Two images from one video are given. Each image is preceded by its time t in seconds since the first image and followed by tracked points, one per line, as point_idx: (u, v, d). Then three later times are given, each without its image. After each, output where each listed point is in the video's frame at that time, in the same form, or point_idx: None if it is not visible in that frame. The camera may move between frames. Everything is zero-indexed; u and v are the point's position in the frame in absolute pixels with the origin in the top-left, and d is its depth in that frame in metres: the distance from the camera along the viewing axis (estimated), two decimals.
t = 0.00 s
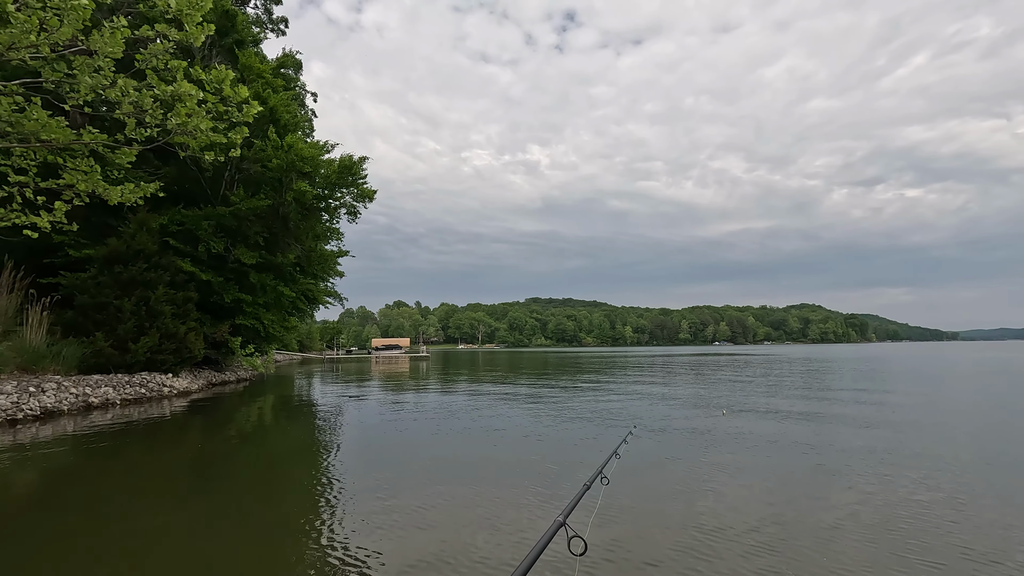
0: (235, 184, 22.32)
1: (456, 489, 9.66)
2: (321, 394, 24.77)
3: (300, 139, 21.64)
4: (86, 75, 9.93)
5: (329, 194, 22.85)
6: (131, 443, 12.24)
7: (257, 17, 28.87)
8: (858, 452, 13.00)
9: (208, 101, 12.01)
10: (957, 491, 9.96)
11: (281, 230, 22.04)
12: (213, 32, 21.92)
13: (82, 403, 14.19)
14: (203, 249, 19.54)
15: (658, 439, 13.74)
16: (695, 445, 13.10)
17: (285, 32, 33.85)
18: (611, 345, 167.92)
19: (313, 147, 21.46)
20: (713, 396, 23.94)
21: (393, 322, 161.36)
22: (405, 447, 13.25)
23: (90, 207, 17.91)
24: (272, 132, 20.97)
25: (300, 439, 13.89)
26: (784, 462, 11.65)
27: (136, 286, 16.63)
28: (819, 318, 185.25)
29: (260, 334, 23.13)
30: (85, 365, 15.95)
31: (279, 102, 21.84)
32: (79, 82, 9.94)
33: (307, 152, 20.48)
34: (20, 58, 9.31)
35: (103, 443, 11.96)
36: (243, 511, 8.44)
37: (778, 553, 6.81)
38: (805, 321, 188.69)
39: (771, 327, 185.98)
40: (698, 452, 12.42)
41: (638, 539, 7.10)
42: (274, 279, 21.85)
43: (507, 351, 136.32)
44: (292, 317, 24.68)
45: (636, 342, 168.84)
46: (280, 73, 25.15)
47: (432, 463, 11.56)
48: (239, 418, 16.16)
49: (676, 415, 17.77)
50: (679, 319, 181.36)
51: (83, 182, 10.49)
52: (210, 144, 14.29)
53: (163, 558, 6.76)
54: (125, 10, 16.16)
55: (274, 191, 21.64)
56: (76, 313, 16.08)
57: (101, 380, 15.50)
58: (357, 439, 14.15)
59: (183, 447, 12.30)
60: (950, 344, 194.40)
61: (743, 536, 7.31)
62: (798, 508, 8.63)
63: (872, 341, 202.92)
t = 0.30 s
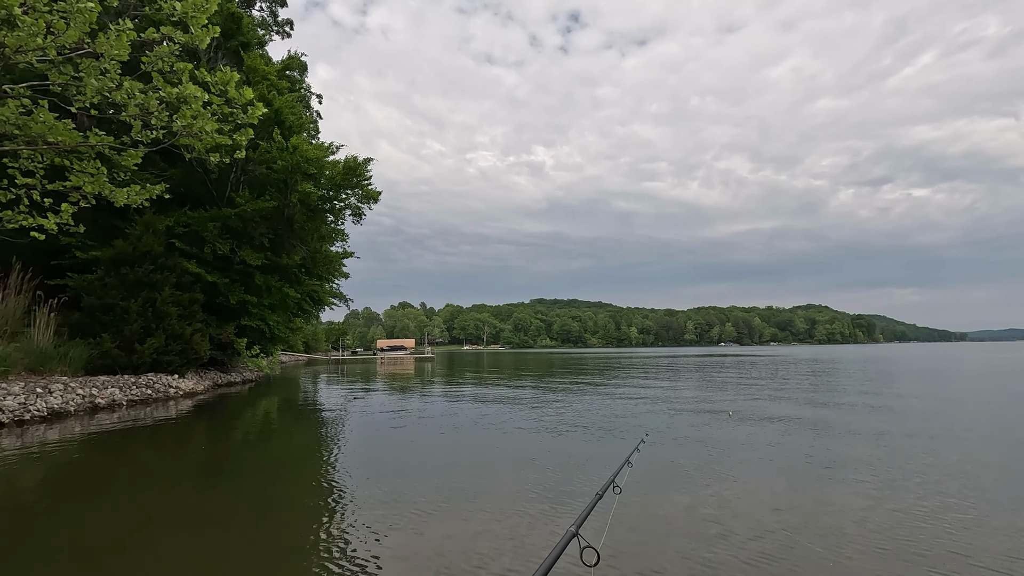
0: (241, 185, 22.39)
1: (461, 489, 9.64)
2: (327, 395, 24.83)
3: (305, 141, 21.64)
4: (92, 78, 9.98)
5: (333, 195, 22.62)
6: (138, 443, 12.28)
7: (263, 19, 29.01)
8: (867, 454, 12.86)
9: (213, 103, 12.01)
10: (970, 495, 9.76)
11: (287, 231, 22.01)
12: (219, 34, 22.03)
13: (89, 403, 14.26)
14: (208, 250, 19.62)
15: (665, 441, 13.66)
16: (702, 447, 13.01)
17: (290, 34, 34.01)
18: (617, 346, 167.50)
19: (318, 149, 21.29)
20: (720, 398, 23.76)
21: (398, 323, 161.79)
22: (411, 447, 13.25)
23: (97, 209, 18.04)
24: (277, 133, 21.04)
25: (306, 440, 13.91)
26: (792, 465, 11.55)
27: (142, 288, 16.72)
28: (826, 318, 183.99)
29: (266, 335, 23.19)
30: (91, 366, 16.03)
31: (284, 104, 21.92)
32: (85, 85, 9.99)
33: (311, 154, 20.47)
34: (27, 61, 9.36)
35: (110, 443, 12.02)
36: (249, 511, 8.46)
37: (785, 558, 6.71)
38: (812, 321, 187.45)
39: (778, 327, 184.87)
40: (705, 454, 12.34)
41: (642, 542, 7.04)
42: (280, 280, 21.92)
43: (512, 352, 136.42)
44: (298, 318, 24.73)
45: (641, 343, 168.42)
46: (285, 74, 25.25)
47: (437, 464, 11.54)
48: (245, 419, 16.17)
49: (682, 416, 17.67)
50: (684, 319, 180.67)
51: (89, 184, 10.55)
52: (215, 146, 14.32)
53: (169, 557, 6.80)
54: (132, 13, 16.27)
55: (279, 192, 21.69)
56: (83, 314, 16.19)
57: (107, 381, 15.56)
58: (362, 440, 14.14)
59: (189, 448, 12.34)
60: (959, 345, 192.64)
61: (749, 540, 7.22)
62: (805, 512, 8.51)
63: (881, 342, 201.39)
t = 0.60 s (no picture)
0: (245, 186, 22.45)
1: (466, 490, 9.63)
2: (330, 395, 24.89)
3: (309, 142, 21.70)
4: (97, 80, 10.01)
5: (337, 195, 22.84)
6: (143, 444, 12.30)
7: (267, 21, 29.13)
8: (874, 455, 12.77)
9: (217, 104, 12.03)
10: (977, 497, 9.70)
11: (290, 232, 22.05)
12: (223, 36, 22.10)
13: (93, 404, 14.30)
14: (213, 251, 19.67)
15: (669, 442, 13.62)
16: (707, 448, 12.93)
17: (294, 35, 34.13)
18: (620, 346, 167.23)
19: (321, 150, 21.51)
20: (724, 399, 23.66)
21: (401, 324, 162.06)
22: (414, 448, 13.24)
23: (102, 211, 18.12)
24: (281, 134, 21.10)
25: (310, 440, 13.94)
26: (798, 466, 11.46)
27: (146, 289, 16.76)
28: (830, 319, 183.20)
29: (270, 335, 23.24)
30: (96, 367, 16.09)
31: (288, 104, 22.00)
32: (90, 86, 10.02)
33: (315, 154, 20.56)
34: (32, 62, 9.40)
35: (114, 444, 12.04)
36: (255, 511, 8.46)
37: (793, 561, 6.66)
38: (816, 321, 186.62)
39: (782, 328, 184.17)
40: (710, 455, 12.25)
41: (649, 544, 7.00)
42: (284, 281, 21.97)
43: (515, 352, 136.52)
44: (301, 319, 24.76)
45: (645, 343, 168.11)
46: (289, 75, 25.32)
47: (441, 464, 11.54)
48: (249, 419, 16.19)
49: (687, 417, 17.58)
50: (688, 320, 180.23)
51: (94, 185, 10.58)
52: (219, 147, 14.35)
53: (179, 556, 6.83)
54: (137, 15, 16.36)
55: (283, 193, 21.72)
56: (88, 315, 16.24)
57: (112, 381, 15.61)
58: (366, 440, 14.15)
59: (194, 449, 12.34)
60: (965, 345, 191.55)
61: (755, 543, 7.19)
62: (812, 514, 8.45)
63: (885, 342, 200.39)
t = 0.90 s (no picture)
0: (248, 186, 22.49)
1: (469, 489, 9.58)
2: (333, 395, 24.90)
3: (311, 142, 21.71)
4: (100, 80, 10.03)
5: (340, 195, 22.83)
6: (146, 444, 12.29)
7: (270, 21, 29.17)
8: (879, 455, 12.67)
9: (219, 104, 12.02)
10: (984, 495, 9.63)
11: (293, 232, 22.08)
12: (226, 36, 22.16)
13: (97, 404, 14.34)
14: (216, 251, 19.71)
15: (673, 442, 13.55)
16: (711, 448, 12.84)
17: (297, 35, 34.19)
18: (623, 346, 166.93)
19: (324, 149, 21.53)
20: (728, 399, 23.55)
21: (404, 324, 162.26)
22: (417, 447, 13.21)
23: (106, 211, 18.19)
24: (283, 134, 21.12)
25: (312, 440, 13.92)
26: (803, 466, 11.38)
27: (150, 288, 16.81)
28: (834, 318, 182.44)
29: (273, 335, 23.25)
30: (99, 367, 16.12)
31: (290, 104, 22.03)
32: (92, 87, 10.05)
33: (317, 154, 20.57)
34: (35, 62, 9.43)
35: (118, 443, 12.07)
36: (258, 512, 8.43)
37: (797, 558, 6.62)
38: (820, 321, 185.85)
39: (786, 327, 183.54)
40: (714, 455, 12.18)
41: (651, 542, 6.97)
42: (287, 281, 22.02)
43: (519, 353, 136.47)
44: (304, 318, 24.77)
45: (648, 343, 167.84)
46: (292, 76, 25.35)
47: (444, 464, 11.48)
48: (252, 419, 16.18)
49: (690, 417, 17.49)
50: (691, 320, 179.77)
51: (97, 185, 10.61)
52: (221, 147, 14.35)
53: (181, 556, 6.78)
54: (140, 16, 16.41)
55: (285, 193, 21.74)
56: (92, 315, 16.30)
57: (116, 381, 15.67)
58: (369, 440, 14.12)
59: (197, 448, 12.36)
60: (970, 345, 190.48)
61: (757, 539, 7.17)
62: (815, 511, 8.41)
63: (890, 342, 199.38)
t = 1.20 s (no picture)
0: (250, 186, 22.49)
1: (473, 489, 9.53)
2: (336, 394, 24.90)
3: (313, 141, 21.68)
4: (102, 79, 10.03)
5: (342, 194, 22.62)
6: (149, 443, 12.29)
7: (272, 20, 29.18)
8: (883, 455, 12.61)
9: (221, 103, 12.00)
10: (988, 496, 9.60)
11: (295, 231, 22.08)
12: (228, 35, 22.19)
13: (100, 403, 14.37)
14: (218, 250, 19.74)
15: (677, 442, 13.47)
16: (715, 448, 12.78)
17: (298, 34, 34.17)
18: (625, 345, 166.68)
19: (326, 148, 21.50)
20: (731, 398, 23.46)
21: (407, 323, 162.42)
22: (419, 447, 13.18)
23: (109, 210, 18.23)
24: (285, 134, 21.12)
25: (315, 440, 13.89)
26: (807, 466, 11.34)
27: (152, 288, 16.84)
28: (838, 317, 181.79)
29: (276, 334, 23.26)
30: (102, 366, 16.16)
31: (292, 103, 22.02)
32: (95, 86, 10.05)
33: (319, 153, 20.55)
34: (37, 62, 9.44)
35: (121, 442, 12.08)
36: (261, 511, 8.39)
37: (798, 558, 6.60)
38: (824, 320, 185.21)
39: (789, 326, 182.99)
40: (717, 455, 12.14)
41: (651, 541, 6.98)
42: (289, 280, 22.04)
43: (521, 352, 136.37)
44: (307, 318, 24.79)
45: (651, 342, 167.62)
46: (293, 75, 25.33)
47: (448, 464, 11.42)
48: (254, 418, 16.19)
49: (693, 417, 17.41)
50: (694, 319, 179.37)
51: (99, 185, 10.63)
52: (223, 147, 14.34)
53: (184, 557, 6.73)
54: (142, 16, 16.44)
55: (287, 192, 21.77)
56: (94, 314, 16.34)
57: (118, 380, 15.70)
58: (372, 440, 13.99)
59: (200, 448, 12.34)
60: (975, 344, 189.58)
61: (757, 538, 7.17)
62: (816, 511, 8.38)
63: (894, 342, 198.53)
